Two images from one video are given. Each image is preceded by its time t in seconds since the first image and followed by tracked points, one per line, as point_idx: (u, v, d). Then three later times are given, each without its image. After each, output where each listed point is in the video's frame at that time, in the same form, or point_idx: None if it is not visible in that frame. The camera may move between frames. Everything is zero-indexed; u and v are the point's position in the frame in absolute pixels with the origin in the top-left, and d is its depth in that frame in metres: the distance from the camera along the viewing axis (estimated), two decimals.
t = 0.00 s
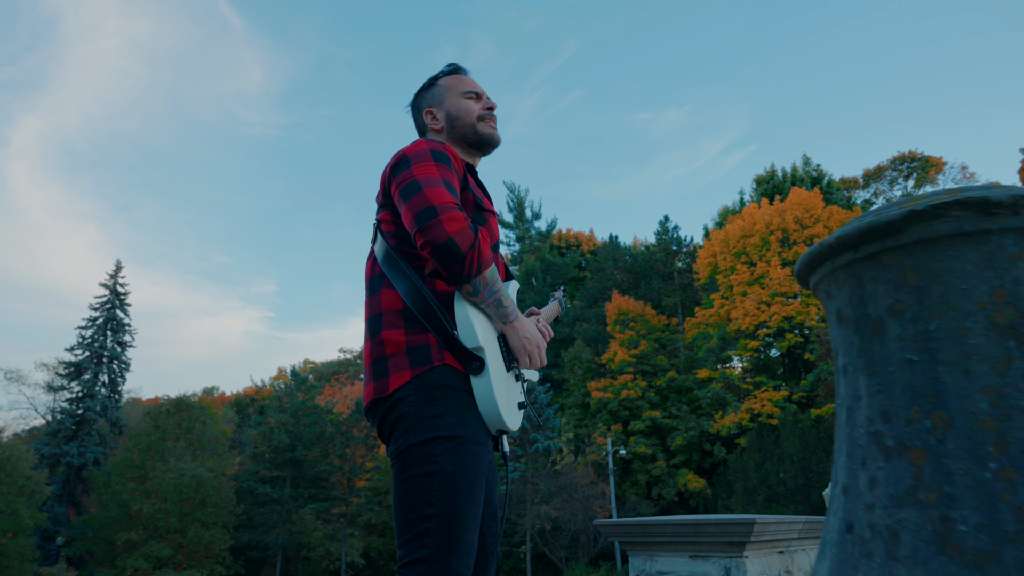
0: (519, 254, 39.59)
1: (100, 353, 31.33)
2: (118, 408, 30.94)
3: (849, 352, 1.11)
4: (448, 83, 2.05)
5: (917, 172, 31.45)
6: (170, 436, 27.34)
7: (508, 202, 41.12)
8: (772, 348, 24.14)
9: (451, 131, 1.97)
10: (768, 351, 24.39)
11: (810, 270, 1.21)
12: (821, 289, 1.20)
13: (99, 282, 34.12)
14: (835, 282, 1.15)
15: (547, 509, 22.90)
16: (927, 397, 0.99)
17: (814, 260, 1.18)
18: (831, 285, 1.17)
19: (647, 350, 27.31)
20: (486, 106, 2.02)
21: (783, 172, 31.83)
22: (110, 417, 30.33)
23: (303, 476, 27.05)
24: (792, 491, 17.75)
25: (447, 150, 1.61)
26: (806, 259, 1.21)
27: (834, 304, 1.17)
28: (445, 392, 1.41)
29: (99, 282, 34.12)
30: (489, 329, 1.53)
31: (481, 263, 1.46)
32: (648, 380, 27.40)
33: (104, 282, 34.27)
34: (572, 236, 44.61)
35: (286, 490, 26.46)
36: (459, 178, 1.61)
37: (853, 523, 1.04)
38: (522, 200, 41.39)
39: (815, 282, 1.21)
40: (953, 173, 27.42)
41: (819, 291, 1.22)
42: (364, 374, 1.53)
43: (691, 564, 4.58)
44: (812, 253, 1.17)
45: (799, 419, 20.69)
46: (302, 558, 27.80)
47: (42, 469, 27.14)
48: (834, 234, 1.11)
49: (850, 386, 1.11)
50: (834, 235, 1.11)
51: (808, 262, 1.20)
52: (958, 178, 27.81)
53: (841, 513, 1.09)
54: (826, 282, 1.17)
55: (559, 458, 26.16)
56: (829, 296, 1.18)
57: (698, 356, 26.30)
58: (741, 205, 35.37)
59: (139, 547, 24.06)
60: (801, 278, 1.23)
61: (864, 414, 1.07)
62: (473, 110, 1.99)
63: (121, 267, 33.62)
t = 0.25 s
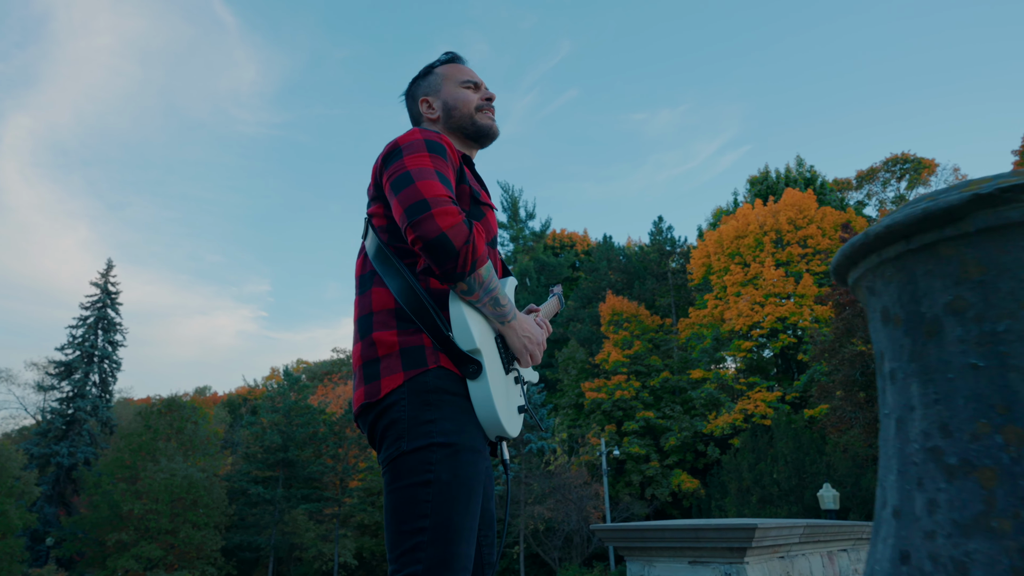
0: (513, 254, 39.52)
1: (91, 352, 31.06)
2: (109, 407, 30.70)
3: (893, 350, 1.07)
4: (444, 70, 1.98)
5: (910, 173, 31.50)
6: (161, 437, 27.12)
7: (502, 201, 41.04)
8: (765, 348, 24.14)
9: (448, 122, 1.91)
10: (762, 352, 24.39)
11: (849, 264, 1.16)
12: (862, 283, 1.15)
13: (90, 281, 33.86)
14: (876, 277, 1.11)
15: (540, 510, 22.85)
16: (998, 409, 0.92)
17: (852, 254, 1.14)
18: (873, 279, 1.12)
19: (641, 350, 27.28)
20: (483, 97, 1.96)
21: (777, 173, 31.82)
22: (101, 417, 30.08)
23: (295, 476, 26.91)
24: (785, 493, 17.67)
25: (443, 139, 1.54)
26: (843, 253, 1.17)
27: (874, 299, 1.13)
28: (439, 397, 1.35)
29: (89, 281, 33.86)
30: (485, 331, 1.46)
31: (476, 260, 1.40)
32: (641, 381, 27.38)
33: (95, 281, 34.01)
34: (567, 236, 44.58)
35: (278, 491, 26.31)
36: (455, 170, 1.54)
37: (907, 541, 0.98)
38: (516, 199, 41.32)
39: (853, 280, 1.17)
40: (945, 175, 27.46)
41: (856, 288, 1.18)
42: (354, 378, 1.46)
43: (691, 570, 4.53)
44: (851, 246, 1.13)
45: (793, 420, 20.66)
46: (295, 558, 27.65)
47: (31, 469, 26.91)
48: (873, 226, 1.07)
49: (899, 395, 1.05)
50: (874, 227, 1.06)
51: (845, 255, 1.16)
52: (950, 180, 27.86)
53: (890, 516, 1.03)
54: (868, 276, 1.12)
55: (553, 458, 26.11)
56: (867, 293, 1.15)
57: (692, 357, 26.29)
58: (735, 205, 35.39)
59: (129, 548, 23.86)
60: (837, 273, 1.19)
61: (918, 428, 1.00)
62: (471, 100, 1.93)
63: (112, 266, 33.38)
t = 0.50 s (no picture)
0: (511, 254, 39.46)
1: (88, 352, 30.94)
2: (105, 407, 30.59)
3: (943, 360, 0.91)
4: (445, 60, 1.91)
5: (909, 173, 31.50)
6: (158, 436, 27.03)
7: (501, 201, 40.97)
8: (763, 348, 24.12)
9: (447, 111, 1.84)
10: (760, 352, 24.37)
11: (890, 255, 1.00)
12: (906, 277, 0.98)
13: (87, 280, 33.75)
14: (926, 271, 0.94)
15: (538, 510, 22.79)
16: None
17: (894, 245, 0.98)
18: (920, 274, 0.95)
19: (639, 350, 27.23)
20: (486, 90, 1.90)
21: (775, 173, 31.78)
22: (98, 417, 29.97)
23: (292, 476, 26.84)
24: (783, 492, 17.39)
25: (433, 128, 1.47)
26: (884, 240, 0.99)
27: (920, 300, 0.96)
28: (429, 402, 1.28)
29: (86, 280, 33.74)
30: (479, 329, 1.40)
31: (468, 255, 1.33)
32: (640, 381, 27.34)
33: (92, 280, 33.89)
34: (565, 236, 44.52)
35: (276, 491, 26.23)
36: (446, 161, 1.47)
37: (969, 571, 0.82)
38: (514, 199, 41.25)
39: (896, 273, 1.01)
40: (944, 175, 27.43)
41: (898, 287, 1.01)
42: (339, 381, 1.39)
43: None
44: (891, 235, 0.96)
45: (791, 420, 20.61)
46: (292, 558, 27.55)
47: (27, 469, 26.81)
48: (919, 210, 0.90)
49: (955, 409, 0.89)
50: (923, 212, 0.89)
51: (886, 244, 0.99)
52: (948, 180, 27.86)
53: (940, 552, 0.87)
54: (916, 271, 0.95)
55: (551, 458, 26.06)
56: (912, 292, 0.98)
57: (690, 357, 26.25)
58: (733, 205, 35.37)
59: (126, 548, 23.76)
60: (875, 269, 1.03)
61: (981, 446, 0.84)
62: (473, 92, 1.87)
63: (109, 265, 33.28)
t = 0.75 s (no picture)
0: (511, 253, 39.41)
1: (86, 351, 30.83)
2: (103, 407, 30.50)
3: (988, 348, 0.83)
4: (439, 47, 1.86)
5: (908, 173, 31.48)
6: (156, 436, 26.94)
7: (500, 201, 40.92)
8: (763, 349, 24.09)
9: (441, 101, 1.79)
10: (760, 353, 24.35)
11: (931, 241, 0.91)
12: (949, 265, 0.89)
13: (86, 280, 33.67)
14: (975, 256, 0.85)
15: (537, 510, 22.74)
16: None
17: (937, 227, 0.88)
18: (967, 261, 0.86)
19: (638, 350, 27.19)
20: (483, 79, 1.85)
21: (775, 173, 31.75)
22: (96, 416, 29.87)
23: (291, 476, 26.77)
24: (783, 493, 17.21)
25: (426, 115, 1.42)
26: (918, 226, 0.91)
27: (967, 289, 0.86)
28: (419, 403, 1.23)
29: (85, 280, 33.67)
30: (473, 327, 1.34)
31: (461, 249, 1.27)
32: (639, 381, 27.31)
33: (90, 280, 33.82)
34: (565, 236, 44.50)
35: (274, 491, 26.15)
36: (440, 150, 1.42)
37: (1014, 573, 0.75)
38: (514, 199, 41.21)
39: (936, 261, 0.91)
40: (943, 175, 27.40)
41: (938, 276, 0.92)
42: (326, 380, 1.34)
43: None
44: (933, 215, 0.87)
45: (791, 421, 20.55)
46: (291, 559, 27.48)
47: (25, 469, 26.74)
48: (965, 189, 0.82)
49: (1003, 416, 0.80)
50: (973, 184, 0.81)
51: (928, 226, 0.89)
52: (948, 181, 27.85)
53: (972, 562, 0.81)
54: (963, 256, 0.86)
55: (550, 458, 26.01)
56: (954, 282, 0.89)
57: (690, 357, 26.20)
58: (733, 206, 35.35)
59: (124, 549, 23.69)
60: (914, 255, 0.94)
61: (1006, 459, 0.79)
62: (469, 81, 1.81)
63: (108, 265, 33.20)
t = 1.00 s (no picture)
0: (511, 254, 39.39)
1: (86, 352, 30.80)
2: (104, 408, 30.50)
3: None
4: (442, 37, 1.82)
5: (909, 173, 31.43)
6: (156, 437, 26.90)
7: (500, 202, 40.89)
8: (764, 349, 24.08)
9: (442, 93, 1.75)
10: (760, 353, 24.33)
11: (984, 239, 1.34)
12: (1003, 259, 1.33)
13: (86, 281, 33.65)
14: None
15: (538, 511, 22.70)
16: None
17: (992, 219, 1.31)
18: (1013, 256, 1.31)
19: (639, 351, 27.14)
20: (485, 73, 1.81)
21: (776, 173, 31.72)
22: (96, 417, 29.83)
23: (291, 477, 26.74)
24: (785, 494, 17.12)
25: (429, 109, 1.39)
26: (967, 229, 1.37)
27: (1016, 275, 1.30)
28: (420, 407, 1.19)
29: (85, 281, 33.65)
30: (476, 328, 1.31)
31: (462, 248, 1.24)
32: (640, 382, 27.27)
33: (91, 281, 33.80)
34: (565, 236, 44.46)
35: (274, 492, 26.13)
36: (440, 145, 1.38)
37: None
38: (514, 200, 41.19)
39: (992, 255, 1.35)
40: (944, 175, 27.37)
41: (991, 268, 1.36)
42: (324, 383, 1.30)
43: None
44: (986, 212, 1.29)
45: (792, 421, 20.52)
46: (291, 560, 27.45)
47: (25, 470, 26.74)
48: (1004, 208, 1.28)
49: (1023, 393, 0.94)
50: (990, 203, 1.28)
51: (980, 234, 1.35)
52: (949, 181, 27.81)
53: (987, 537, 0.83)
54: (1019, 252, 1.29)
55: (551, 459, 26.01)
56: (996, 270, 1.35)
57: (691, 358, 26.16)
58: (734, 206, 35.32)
59: (124, 550, 23.67)
60: (965, 249, 1.38)
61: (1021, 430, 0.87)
62: (471, 77, 1.78)
63: (108, 265, 33.19)
